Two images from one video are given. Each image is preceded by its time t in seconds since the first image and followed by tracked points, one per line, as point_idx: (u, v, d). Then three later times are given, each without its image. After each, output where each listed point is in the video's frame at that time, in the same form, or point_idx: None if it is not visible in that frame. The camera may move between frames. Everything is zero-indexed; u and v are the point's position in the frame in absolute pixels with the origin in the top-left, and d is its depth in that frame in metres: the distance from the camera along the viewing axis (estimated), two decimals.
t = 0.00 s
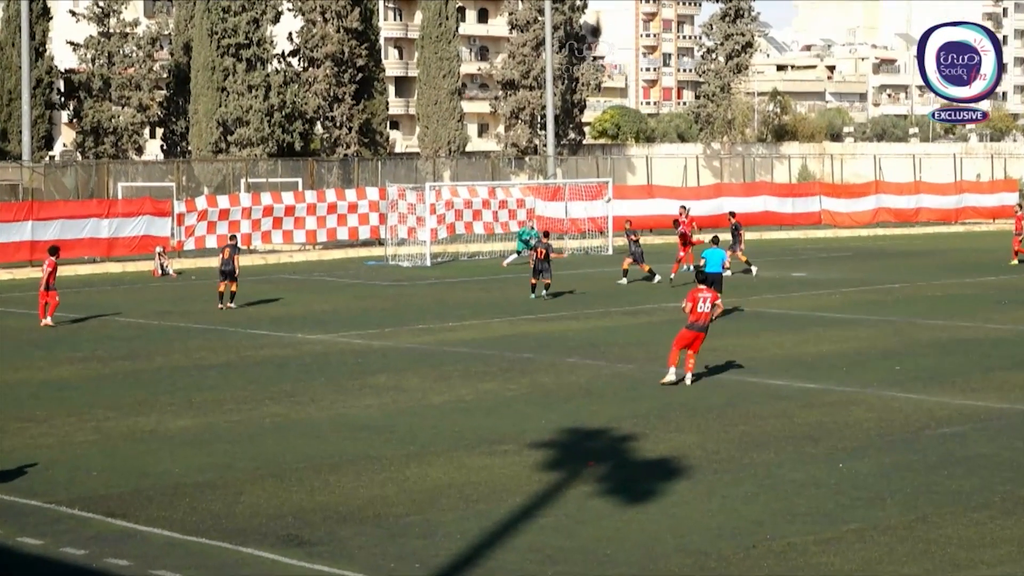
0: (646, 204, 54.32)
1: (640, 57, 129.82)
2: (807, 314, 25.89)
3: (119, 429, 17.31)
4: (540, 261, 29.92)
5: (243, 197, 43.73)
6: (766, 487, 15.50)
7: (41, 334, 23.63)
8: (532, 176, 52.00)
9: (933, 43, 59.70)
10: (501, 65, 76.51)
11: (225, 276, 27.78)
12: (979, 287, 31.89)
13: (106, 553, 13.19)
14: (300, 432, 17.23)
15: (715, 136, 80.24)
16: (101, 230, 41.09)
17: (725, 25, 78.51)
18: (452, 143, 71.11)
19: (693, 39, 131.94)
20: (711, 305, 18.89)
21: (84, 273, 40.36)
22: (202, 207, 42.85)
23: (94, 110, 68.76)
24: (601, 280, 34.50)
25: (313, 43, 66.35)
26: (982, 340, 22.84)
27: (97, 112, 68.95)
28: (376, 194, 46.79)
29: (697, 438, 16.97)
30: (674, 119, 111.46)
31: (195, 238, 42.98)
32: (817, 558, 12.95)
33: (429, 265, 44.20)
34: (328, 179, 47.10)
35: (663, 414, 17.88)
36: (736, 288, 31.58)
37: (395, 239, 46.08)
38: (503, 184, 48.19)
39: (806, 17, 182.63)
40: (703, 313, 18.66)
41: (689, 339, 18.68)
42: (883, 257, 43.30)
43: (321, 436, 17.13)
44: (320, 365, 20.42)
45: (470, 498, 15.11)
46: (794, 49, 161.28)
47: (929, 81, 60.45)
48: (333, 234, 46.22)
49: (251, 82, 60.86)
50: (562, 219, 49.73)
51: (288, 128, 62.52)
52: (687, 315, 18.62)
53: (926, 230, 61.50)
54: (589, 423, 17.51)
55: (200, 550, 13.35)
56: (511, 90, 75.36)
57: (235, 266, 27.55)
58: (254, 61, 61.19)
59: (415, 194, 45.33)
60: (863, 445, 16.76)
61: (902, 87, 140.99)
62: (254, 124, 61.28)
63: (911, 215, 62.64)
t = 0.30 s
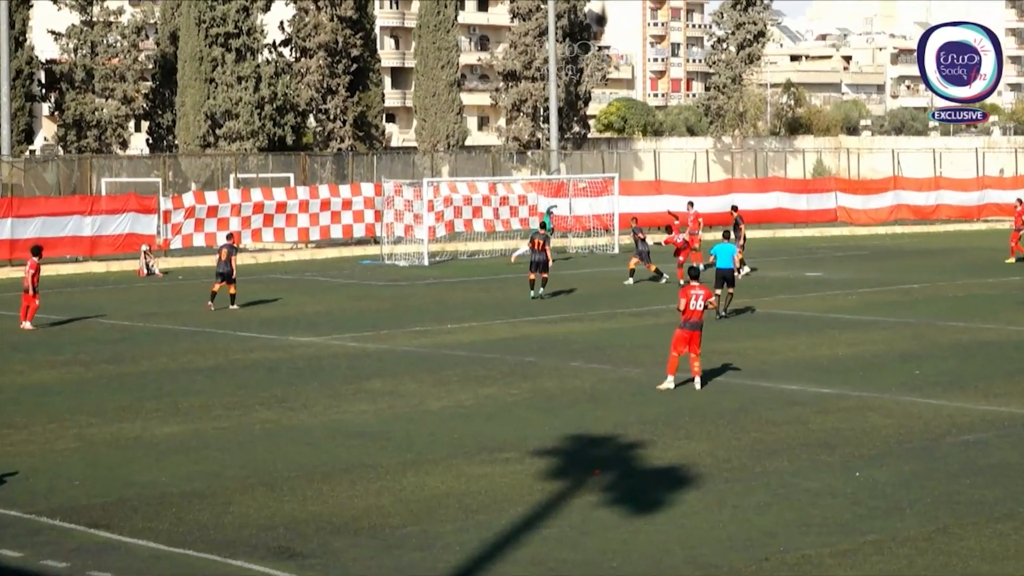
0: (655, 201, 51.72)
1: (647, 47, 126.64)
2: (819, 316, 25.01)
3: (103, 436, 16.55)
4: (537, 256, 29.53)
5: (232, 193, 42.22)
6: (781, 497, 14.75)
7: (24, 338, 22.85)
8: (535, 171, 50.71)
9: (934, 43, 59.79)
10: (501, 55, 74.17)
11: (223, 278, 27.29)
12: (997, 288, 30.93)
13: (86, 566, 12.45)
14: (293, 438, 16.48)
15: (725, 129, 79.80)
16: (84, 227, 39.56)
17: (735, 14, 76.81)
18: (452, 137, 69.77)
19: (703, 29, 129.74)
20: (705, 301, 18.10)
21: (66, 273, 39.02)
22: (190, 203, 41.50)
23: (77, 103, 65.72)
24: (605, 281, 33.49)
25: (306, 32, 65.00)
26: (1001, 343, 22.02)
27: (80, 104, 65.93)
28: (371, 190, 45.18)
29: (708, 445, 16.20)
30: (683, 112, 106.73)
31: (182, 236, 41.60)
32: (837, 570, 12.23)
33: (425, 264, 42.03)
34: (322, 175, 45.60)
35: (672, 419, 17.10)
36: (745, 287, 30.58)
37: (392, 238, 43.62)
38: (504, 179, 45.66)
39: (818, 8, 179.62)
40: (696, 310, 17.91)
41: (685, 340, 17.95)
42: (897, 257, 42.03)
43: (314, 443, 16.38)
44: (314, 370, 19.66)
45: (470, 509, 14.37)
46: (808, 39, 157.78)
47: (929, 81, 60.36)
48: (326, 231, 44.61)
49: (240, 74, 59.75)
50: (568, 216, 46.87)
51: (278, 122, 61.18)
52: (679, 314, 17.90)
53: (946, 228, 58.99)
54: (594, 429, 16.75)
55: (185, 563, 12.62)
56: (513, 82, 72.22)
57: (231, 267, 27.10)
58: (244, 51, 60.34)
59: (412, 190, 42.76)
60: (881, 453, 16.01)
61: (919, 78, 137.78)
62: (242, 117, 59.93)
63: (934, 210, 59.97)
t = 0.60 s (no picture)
0: (667, 194, 48.84)
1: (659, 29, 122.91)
2: (840, 319, 23.76)
3: (76, 447, 15.45)
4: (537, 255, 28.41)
5: (213, 184, 39.39)
6: (804, 512, 13.60)
7: None
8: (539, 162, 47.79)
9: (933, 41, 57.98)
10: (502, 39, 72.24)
11: (216, 275, 26.19)
12: None
13: None
14: (278, 450, 15.35)
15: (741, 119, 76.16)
16: (53, 223, 36.86)
17: None
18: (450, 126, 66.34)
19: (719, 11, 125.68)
20: (697, 301, 17.03)
21: (36, 270, 36.70)
22: (167, 197, 38.72)
23: (45, 89, 64.00)
24: (614, 282, 32.18)
25: (293, 14, 61.93)
26: None
27: (49, 91, 64.19)
28: (363, 183, 42.11)
29: (725, 456, 15.04)
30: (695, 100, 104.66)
31: (159, 232, 38.85)
32: None
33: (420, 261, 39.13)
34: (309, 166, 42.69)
35: (684, 429, 15.95)
36: (762, 288, 29.25)
37: (383, 233, 41.52)
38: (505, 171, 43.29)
39: None
40: (690, 311, 16.82)
41: (680, 342, 16.87)
42: (920, 255, 40.49)
43: (301, 455, 15.25)
44: (303, 376, 18.53)
45: (467, 525, 13.24)
46: (830, 23, 154.11)
47: (928, 81, 58.39)
48: (315, 228, 41.62)
49: (221, 57, 58.33)
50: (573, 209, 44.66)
51: (262, 109, 59.52)
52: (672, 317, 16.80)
53: (981, 221, 55.05)
54: (602, 440, 15.59)
55: None
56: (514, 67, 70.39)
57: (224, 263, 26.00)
58: (225, 34, 58.98)
59: (405, 183, 40.38)
60: (909, 464, 14.86)
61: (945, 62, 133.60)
62: (225, 104, 58.39)
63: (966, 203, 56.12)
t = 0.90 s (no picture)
0: (672, 189, 47.62)
1: (665, 19, 120.82)
2: (847, 321, 23.01)
3: (56, 455, 14.79)
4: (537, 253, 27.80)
5: (200, 180, 38.08)
6: (818, 522, 12.94)
7: None
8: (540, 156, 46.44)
9: (933, 40, 54.69)
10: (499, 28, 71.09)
11: (212, 276, 25.65)
12: None
13: None
14: (269, 457, 14.70)
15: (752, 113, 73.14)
16: (32, 220, 35.60)
17: None
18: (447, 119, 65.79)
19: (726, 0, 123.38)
20: (692, 299, 16.37)
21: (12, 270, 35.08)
22: (152, 193, 37.42)
23: (25, 80, 62.51)
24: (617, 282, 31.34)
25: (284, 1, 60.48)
26: None
27: (29, 82, 62.70)
28: (356, 178, 41.07)
29: (734, 464, 14.38)
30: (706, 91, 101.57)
31: (143, 229, 37.50)
32: None
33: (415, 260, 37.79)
34: (300, 160, 41.61)
35: (690, 435, 15.28)
36: (769, 288, 28.49)
37: (378, 231, 40.01)
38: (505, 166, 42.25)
39: None
40: (687, 313, 16.16)
41: (679, 344, 16.26)
42: (933, 253, 39.48)
43: (292, 463, 14.59)
44: (294, 380, 17.88)
45: (465, 536, 12.58)
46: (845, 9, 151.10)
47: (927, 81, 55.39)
48: (306, 225, 40.52)
49: (208, 47, 56.24)
50: (574, 206, 43.55)
51: (251, 102, 57.82)
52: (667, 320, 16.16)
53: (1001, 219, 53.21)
54: (605, 447, 14.95)
55: None
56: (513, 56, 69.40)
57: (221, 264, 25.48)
58: (212, 23, 56.99)
59: (401, 179, 39.53)
60: (928, 473, 14.17)
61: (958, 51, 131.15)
62: (212, 96, 56.60)
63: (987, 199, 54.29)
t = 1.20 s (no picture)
0: (678, 184, 46.37)
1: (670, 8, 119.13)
2: (858, 323, 22.30)
3: (36, 463, 14.17)
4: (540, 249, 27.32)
5: (184, 175, 37.14)
6: (832, 532, 12.30)
7: None
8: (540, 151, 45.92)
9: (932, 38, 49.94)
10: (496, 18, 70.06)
11: (206, 275, 25.27)
12: None
13: None
14: (257, 466, 14.07)
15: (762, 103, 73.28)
16: (10, 217, 34.63)
17: None
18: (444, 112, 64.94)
19: None
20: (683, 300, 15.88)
21: None
22: (135, 188, 36.47)
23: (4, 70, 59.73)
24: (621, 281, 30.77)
25: None
26: None
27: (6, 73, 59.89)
28: (348, 173, 39.79)
29: (744, 472, 13.76)
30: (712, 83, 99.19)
31: (125, 227, 36.53)
32: None
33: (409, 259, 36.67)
34: (289, 155, 40.55)
35: (697, 443, 14.64)
36: (775, 289, 27.78)
37: (371, 229, 39.08)
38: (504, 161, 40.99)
39: None
40: (680, 314, 15.61)
41: (672, 348, 15.70)
42: (947, 253, 38.68)
43: (281, 471, 13.97)
44: (286, 384, 17.26)
45: (461, 547, 11.94)
46: None
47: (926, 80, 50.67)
48: (295, 223, 39.33)
49: (194, 37, 55.03)
50: (576, 203, 42.29)
51: (238, 94, 56.29)
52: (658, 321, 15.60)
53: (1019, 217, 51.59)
54: (608, 454, 14.32)
55: None
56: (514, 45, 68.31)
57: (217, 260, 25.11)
58: (197, 13, 55.87)
59: (395, 174, 38.25)
60: (947, 482, 13.52)
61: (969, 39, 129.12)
62: (197, 88, 55.11)
63: (1020, 194, 52.21)
